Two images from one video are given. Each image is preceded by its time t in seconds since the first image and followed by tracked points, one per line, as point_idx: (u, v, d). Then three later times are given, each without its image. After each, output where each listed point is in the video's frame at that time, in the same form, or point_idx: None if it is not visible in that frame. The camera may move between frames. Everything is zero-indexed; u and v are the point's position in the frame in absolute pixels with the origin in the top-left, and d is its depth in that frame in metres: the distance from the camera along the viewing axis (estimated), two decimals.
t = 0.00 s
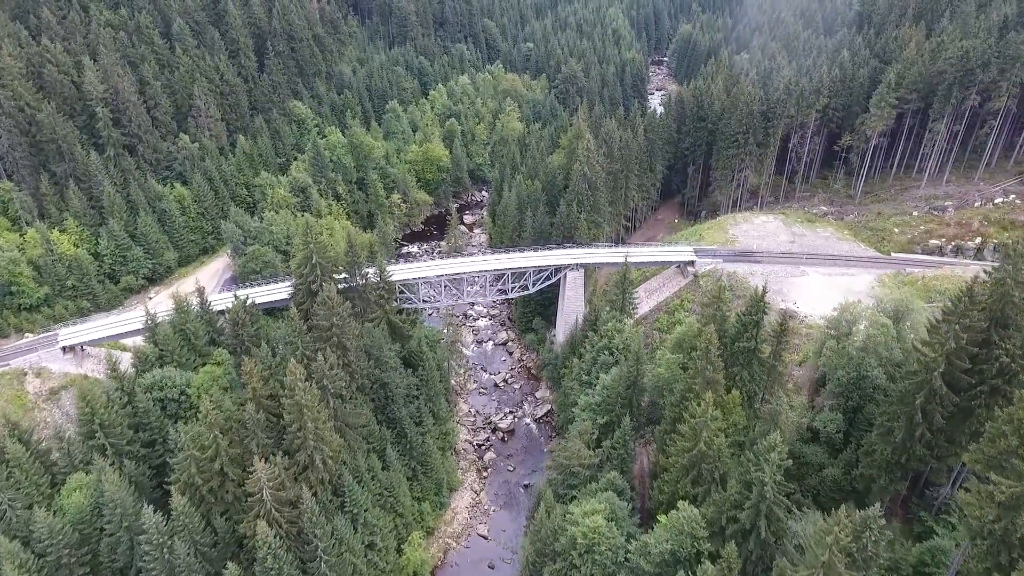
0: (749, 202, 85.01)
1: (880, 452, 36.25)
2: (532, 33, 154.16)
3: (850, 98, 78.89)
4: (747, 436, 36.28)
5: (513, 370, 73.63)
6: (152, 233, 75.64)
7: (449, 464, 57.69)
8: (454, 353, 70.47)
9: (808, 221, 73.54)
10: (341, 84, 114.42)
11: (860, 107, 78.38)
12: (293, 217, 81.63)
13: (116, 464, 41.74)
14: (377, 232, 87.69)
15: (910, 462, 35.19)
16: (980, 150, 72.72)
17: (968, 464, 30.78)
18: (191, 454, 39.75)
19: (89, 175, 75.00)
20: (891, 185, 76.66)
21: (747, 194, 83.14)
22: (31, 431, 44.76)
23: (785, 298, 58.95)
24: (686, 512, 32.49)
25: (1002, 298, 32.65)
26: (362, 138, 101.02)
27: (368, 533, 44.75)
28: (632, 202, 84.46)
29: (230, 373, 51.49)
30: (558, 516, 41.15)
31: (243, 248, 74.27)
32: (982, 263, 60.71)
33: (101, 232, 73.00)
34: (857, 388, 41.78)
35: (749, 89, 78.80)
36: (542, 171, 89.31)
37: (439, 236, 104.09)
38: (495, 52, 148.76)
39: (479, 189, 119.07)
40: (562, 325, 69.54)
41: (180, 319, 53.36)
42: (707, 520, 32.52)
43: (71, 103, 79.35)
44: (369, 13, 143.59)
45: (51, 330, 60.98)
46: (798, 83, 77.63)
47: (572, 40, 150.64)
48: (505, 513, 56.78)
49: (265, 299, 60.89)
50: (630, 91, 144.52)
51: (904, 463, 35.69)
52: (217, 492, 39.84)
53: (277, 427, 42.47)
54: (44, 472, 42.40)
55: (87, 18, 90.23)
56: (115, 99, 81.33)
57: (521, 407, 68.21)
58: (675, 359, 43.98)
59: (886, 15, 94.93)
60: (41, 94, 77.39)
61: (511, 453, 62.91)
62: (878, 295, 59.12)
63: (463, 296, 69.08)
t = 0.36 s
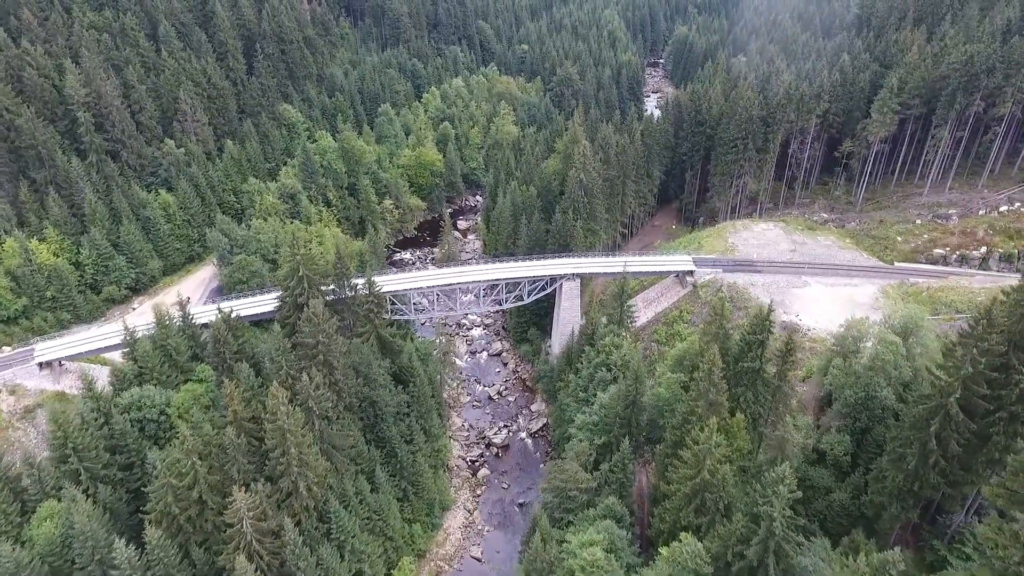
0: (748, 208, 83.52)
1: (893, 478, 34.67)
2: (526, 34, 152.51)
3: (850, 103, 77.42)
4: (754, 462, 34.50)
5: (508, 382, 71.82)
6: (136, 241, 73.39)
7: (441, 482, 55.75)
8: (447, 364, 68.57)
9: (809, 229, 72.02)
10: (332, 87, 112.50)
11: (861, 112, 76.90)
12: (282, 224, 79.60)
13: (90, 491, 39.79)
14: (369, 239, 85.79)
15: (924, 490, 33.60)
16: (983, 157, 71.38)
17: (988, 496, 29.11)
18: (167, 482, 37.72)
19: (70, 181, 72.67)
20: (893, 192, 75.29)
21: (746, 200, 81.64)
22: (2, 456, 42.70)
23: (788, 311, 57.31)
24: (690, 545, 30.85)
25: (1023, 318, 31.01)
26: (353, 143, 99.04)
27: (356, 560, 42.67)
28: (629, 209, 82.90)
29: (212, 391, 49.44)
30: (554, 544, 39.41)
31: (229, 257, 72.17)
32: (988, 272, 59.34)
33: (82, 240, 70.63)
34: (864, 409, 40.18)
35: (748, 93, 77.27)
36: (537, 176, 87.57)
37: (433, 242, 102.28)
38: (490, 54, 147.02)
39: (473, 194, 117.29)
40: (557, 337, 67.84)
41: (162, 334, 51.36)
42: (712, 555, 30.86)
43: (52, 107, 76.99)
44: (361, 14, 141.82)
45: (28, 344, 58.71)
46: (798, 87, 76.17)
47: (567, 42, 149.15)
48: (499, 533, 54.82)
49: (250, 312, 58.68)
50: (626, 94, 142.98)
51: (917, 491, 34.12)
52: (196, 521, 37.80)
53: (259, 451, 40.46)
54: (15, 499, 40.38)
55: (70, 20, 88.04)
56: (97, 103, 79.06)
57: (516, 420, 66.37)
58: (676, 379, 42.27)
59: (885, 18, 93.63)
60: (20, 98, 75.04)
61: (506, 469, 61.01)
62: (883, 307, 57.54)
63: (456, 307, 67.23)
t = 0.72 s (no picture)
0: (749, 215, 81.88)
1: (908, 508, 32.91)
2: (522, 36, 150.72)
3: (853, 107, 75.75)
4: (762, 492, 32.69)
5: (503, 395, 69.92)
6: (120, 250, 71.12)
7: (434, 503, 53.74)
8: (440, 377, 66.62)
9: (811, 237, 70.37)
10: (324, 90, 110.52)
11: (864, 117, 75.21)
12: (272, 232, 77.57)
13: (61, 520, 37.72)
14: (361, 247, 83.85)
15: (941, 522, 31.87)
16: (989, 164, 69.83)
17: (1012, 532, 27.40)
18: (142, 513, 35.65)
19: (51, 188, 70.37)
20: (896, 199, 73.74)
21: (746, 207, 80.01)
22: None
23: (791, 324, 55.66)
24: None
25: None
26: (345, 147, 96.98)
27: None
28: (627, 216, 81.21)
29: (194, 410, 47.26)
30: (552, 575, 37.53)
31: (216, 266, 69.98)
32: (994, 284, 57.86)
33: (63, 250, 68.33)
34: (874, 432, 38.38)
35: (748, 99, 75.60)
36: (533, 182, 85.71)
37: (427, 248, 100.47)
38: (485, 57, 145.19)
39: (468, 199, 115.35)
40: (554, 349, 66.02)
41: (143, 351, 49.24)
42: None
43: (33, 112, 74.71)
44: (355, 16, 139.99)
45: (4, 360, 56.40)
46: (799, 92, 74.55)
47: (563, 44, 147.43)
48: (494, 555, 52.83)
49: (236, 325, 56.81)
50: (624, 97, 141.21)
51: (933, 522, 32.38)
52: (172, 554, 35.74)
53: (241, 478, 38.49)
54: None
55: (53, 22, 85.93)
56: (81, 107, 76.84)
57: (511, 435, 64.48)
58: (678, 401, 40.47)
59: (887, 21, 92.11)
60: None
61: (501, 487, 59.06)
62: (889, 320, 55.89)
63: (449, 319, 65.29)
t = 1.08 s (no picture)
0: (748, 222, 80.28)
1: (923, 542, 31.09)
2: (518, 38, 148.93)
3: (854, 112, 74.29)
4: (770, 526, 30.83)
5: (497, 408, 68.03)
6: (102, 259, 68.83)
7: (426, 524, 51.69)
8: (432, 390, 64.73)
9: (812, 246, 68.72)
10: (315, 93, 108.54)
11: (866, 122, 73.77)
12: (260, 240, 75.56)
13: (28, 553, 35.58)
14: (353, 255, 81.91)
15: (959, 557, 30.02)
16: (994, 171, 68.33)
17: None
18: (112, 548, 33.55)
19: (29, 195, 68.04)
20: (899, 206, 72.21)
21: (745, 214, 78.39)
22: None
23: (794, 338, 54.05)
24: None
25: None
26: (336, 152, 94.97)
27: None
28: (624, 223, 79.54)
29: (172, 432, 45.14)
30: None
31: (201, 275, 67.83)
32: (1001, 295, 56.34)
33: (43, 259, 66.01)
34: (885, 456, 36.70)
35: (747, 104, 73.98)
36: (528, 189, 83.90)
37: (420, 255, 98.70)
38: (480, 59, 143.36)
39: (462, 204, 113.47)
40: (549, 362, 64.17)
41: (121, 369, 47.11)
42: None
43: (12, 116, 72.33)
44: (347, 17, 138.13)
45: None
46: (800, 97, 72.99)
47: (559, 47, 145.77)
48: None
49: (219, 339, 54.99)
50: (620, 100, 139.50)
51: (951, 558, 30.51)
52: None
53: (219, 508, 36.54)
54: None
55: (34, 24, 83.81)
56: (62, 111, 74.66)
57: (506, 451, 62.61)
58: (679, 424, 38.62)
59: (887, 24, 90.67)
60: None
61: (495, 507, 57.08)
62: (894, 332, 54.26)
63: (441, 331, 63.36)
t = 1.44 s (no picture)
0: (743, 228, 78.86)
1: None
2: (508, 40, 147.05)
3: (850, 116, 72.98)
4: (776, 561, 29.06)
5: (489, 422, 66.04)
6: (77, 270, 66.21)
7: (414, 547, 49.67)
8: (421, 405, 62.64)
9: (809, 253, 67.26)
10: (301, 96, 106.18)
11: (863, 127, 72.48)
12: (243, 249, 73.28)
13: None
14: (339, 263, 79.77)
15: None
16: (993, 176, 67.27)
17: None
18: None
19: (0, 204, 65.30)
20: (897, 212, 71.03)
21: (741, 220, 76.96)
22: None
23: (794, 351, 52.46)
24: None
25: None
26: (323, 157, 92.74)
27: None
28: (617, 230, 77.85)
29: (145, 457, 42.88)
30: None
31: (180, 287, 65.48)
32: (1004, 304, 54.95)
33: (14, 271, 63.30)
34: (893, 481, 35.07)
35: (742, 108, 72.49)
36: (519, 194, 82.04)
37: (409, 262, 96.75)
38: (470, 61, 141.30)
39: (452, 209, 111.55)
40: (542, 375, 62.32)
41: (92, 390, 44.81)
42: None
43: None
44: (335, 19, 135.79)
45: None
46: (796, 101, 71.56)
47: (550, 49, 144.03)
48: None
49: (197, 355, 53.02)
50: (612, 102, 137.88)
51: None
52: None
53: (191, 544, 34.35)
54: None
55: (8, 26, 81.15)
56: (35, 116, 71.98)
57: (497, 467, 60.65)
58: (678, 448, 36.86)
59: (882, 26, 89.49)
60: None
61: (486, 526, 55.12)
62: (896, 344, 52.78)
63: (429, 344, 61.33)
